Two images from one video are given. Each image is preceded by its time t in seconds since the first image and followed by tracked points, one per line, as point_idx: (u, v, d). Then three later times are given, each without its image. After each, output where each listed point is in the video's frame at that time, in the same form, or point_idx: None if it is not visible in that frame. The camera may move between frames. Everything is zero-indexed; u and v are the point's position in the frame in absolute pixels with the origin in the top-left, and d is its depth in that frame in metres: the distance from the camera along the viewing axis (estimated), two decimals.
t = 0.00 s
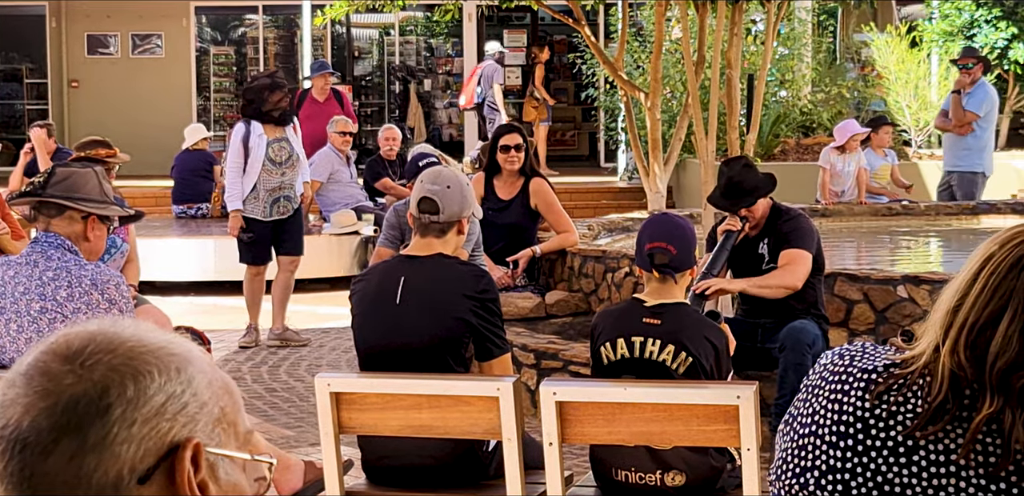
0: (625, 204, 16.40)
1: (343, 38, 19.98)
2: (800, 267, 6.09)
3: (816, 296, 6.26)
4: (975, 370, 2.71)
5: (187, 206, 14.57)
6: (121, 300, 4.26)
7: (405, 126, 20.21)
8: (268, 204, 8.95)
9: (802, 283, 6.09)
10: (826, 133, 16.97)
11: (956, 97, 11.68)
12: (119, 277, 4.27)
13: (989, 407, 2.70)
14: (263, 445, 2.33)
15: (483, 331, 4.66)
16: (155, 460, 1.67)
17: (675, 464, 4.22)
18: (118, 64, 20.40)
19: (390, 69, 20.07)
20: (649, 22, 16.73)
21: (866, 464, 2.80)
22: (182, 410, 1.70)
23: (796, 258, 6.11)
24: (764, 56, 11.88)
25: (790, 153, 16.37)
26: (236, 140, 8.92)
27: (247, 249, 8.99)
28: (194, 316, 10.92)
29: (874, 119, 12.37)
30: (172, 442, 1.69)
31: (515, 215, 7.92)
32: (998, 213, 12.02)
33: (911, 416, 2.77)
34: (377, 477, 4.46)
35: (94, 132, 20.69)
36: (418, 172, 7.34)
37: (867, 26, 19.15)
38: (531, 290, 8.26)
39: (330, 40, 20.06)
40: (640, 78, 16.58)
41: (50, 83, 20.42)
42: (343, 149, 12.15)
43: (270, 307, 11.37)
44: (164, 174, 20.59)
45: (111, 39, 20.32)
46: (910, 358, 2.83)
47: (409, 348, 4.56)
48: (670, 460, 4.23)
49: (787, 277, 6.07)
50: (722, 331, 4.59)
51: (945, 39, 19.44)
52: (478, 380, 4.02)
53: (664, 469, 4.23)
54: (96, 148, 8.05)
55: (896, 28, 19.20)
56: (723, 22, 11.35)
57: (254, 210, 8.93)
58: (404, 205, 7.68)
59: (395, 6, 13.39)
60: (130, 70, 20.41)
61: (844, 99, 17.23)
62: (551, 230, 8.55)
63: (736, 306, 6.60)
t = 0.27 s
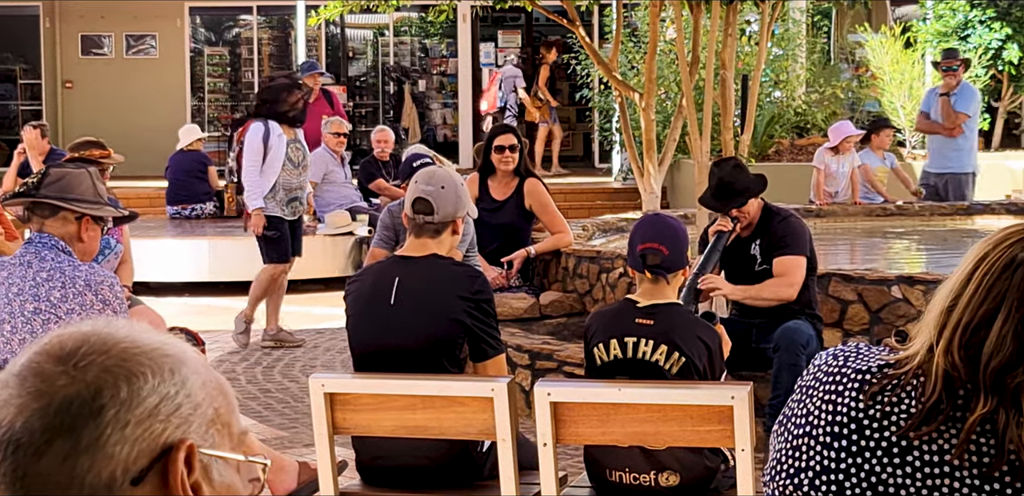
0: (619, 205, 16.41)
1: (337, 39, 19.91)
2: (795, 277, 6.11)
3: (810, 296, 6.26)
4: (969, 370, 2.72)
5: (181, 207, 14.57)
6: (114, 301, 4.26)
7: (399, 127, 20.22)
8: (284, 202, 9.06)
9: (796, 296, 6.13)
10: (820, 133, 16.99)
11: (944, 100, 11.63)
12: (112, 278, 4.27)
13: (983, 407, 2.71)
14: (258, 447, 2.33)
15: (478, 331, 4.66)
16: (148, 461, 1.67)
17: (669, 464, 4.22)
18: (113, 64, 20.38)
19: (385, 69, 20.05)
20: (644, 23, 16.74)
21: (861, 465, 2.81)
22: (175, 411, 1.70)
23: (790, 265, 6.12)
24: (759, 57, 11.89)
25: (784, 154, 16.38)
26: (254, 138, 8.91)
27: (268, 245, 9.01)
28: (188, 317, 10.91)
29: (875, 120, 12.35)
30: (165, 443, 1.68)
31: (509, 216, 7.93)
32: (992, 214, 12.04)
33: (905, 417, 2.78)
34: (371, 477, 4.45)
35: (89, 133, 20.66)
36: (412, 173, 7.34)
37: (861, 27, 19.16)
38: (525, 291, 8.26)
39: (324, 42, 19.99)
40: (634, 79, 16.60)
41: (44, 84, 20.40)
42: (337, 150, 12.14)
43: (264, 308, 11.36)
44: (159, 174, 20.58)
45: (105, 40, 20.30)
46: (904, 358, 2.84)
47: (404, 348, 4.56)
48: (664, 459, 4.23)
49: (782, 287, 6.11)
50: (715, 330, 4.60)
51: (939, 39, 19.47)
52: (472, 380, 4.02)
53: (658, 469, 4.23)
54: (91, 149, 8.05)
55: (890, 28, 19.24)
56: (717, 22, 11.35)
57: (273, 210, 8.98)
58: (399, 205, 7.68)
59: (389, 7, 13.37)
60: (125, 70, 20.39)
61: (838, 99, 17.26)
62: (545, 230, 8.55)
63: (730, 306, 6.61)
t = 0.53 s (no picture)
0: (608, 205, 16.42)
1: (326, 39, 19.90)
2: (788, 275, 6.11)
3: (798, 295, 6.27)
4: (957, 370, 2.75)
5: (170, 207, 14.53)
6: (103, 302, 4.25)
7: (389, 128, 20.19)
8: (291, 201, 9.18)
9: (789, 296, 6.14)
10: (809, 134, 17.04)
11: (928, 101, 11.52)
12: (101, 279, 4.26)
13: (971, 407, 2.74)
14: (247, 449, 2.32)
15: (467, 332, 4.66)
16: (137, 463, 1.67)
17: (658, 465, 4.23)
18: (102, 65, 20.36)
19: (374, 70, 20.04)
20: (633, 24, 16.77)
21: (850, 466, 2.82)
22: (164, 412, 1.70)
23: (782, 264, 6.12)
24: (749, 58, 11.89)
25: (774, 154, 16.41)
26: (271, 137, 8.97)
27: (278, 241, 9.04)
28: (177, 318, 10.89)
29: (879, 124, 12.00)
30: (154, 445, 1.68)
31: (499, 216, 7.93)
32: (980, 214, 12.07)
33: (894, 417, 2.79)
34: (361, 478, 4.45)
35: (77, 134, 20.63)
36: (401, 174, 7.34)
37: (851, 27, 19.22)
38: (514, 291, 8.26)
39: (314, 42, 20.01)
40: (624, 80, 16.63)
41: (33, 84, 20.35)
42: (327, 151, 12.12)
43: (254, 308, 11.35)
44: (147, 175, 20.54)
45: (94, 40, 20.28)
46: (892, 358, 2.86)
47: (394, 349, 4.56)
48: (653, 460, 4.24)
49: (775, 286, 6.11)
50: (703, 330, 4.60)
51: (927, 42, 19.51)
52: (462, 381, 4.02)
53: (648, 470, 4.24)
54: (79, 149, 8.03)
55: (879, 29, 19.29)
56: (706, 23, 11.36)
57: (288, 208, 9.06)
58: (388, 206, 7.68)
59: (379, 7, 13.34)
60: (114, 70, 20.35)
61: (828, 100, 17.30)
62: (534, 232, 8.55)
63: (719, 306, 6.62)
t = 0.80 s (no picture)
0: (594, 205, 16.43)
1: (312, 39, 19.92)
2: (776, 276, 6.12)
3: (784, 294, 6.27)
4: (942, 371, 2.77)
5: (156, 208, 14.51)
6: (88, 302, 4.23)
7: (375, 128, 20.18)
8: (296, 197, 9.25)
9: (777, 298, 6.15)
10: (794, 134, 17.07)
11: (909, 102, 11.63)
12: (85, 280, 4.25)
13: (956, 407, 2.75)
14: (231, 450, 2.32)
15: (453, 333, 4.65)
16: (122, 465, 1.66)
17: (645, 465, 4.23)
18: (86, 65, 20.31)
19: (360, 70, 20.05)
20: (620, 24, 16.79)
21: (836, 466, 2.83)
22: (149, 414, 1.69)
23: (769, 266, 6.13)
24: (734, 58, 11.90)
25: (759, 154, 16.43)
26: (293, 137, 9.03)
27: (285, 244, 9.07)
28: (163, 318, 10.87)
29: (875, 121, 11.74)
30: (139, 447, 1.67)
31: (485, 216, 7.93)
32: (965, 214, 12.10)
33: (879, 417, 2.81)
34: (347, 479, 4.44)
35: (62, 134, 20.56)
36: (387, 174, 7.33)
37: (836, 28, 19.27)
38: (500, 292, 8.26)
39: (299, 42, 19.99)
40: (610, 80, 16.66)
41: (18, 84, 20.29)
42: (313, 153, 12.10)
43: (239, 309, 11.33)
44: (132, 176, 20.49)
45: (79, 40, 20.24)
46: (878, 359, 2.88)
47: (379, 349, 4.55)
48: (639, 460, 4.23)
49: (764, 290, 6.11)
50: (689, 330, 4.61)
51: (913, 42, 19.56)
52: (448, 382, 4.01)
53: (633, 470, 4.24)
54: (64, 150, 8.01)
55: (864, 30, 19.34)
56: (692, 23, 11.37)
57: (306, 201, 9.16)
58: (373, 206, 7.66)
59: (364, 7, 13.30)
60: (99, 70, 20.30)
61: (813, 100, 17.33)
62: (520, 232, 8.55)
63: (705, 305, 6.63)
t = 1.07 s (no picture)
0: (579, 205, 16.44)
1: (296, 39, 19.91)
2: (764, 284, 6.16)
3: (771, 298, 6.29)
4: (926, 370, 2.78)
5: (140, 208, 14.48)
6: (72, 303, 4.22)
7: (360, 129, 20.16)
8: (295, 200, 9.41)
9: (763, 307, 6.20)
10: (778, 135, 17.11)
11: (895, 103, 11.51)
12: (69, 280, 4.24)
13: (941, 406, 2.77)
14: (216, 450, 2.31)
15: (438, 334, 4.65)
16: (106, 466, 1.66)
17: (629, 465, 4.23)
18: (70, 65, 20.27)
19: (344, 70, 20.04)
20: (604, 25, 16.81)
21: (820, 466, 2.84)
22: (134, 415, 1.69)
23: (758, 274, 6.15)
24: (718, 59, 11.90)
25: (744, 155, 16.45)
26: (310, 141, 9.36)
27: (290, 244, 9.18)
28: (147, 319, 10.84)
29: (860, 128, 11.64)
30: (123, 448, 1.67)
31: (469, 217, 7.92)
32: (949, 215, 12.14)
33: (864, 416, 2.82)
34: (331, 479, 4.44)
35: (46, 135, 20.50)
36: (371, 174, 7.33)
37: (820, 29, 19.33)
38: (485, 292, 8.27)
39: (283, 42, 19.97)
40: (594, 80, 16.69)
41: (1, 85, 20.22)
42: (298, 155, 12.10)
43: (224, 309, 11.31)
44: (116, 176, 20.43)
45: (63, 41, 20.20)
46: (863, 358, 2.89)
47: (363, 349, 4.55)
48: (624, 461, 4.24)
49: (750, 298, 6.16)
50: (674, 331, 4.61)
51: (897, 42, 19.61)
52: (433, 382, 4.01)
53: (618, 470, 4.25)
54: (48, 150, 7.99)
55: (848, 30, 19.39)
56: (676, 23, 11.38)
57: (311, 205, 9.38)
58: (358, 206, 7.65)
59: (349, 8, 13.27)
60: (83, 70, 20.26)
61: (797, 101, 17.37)
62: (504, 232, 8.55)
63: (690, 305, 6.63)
